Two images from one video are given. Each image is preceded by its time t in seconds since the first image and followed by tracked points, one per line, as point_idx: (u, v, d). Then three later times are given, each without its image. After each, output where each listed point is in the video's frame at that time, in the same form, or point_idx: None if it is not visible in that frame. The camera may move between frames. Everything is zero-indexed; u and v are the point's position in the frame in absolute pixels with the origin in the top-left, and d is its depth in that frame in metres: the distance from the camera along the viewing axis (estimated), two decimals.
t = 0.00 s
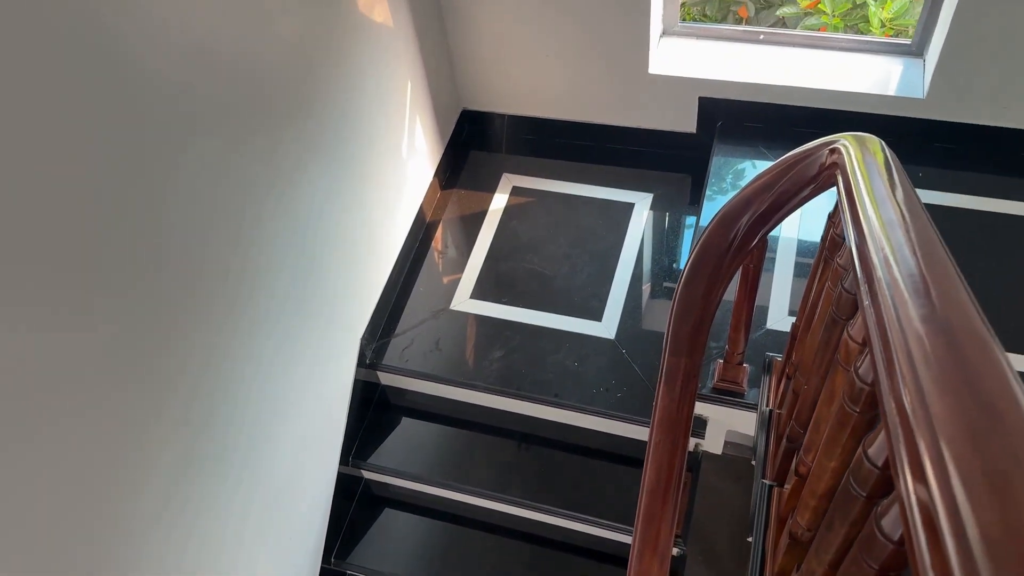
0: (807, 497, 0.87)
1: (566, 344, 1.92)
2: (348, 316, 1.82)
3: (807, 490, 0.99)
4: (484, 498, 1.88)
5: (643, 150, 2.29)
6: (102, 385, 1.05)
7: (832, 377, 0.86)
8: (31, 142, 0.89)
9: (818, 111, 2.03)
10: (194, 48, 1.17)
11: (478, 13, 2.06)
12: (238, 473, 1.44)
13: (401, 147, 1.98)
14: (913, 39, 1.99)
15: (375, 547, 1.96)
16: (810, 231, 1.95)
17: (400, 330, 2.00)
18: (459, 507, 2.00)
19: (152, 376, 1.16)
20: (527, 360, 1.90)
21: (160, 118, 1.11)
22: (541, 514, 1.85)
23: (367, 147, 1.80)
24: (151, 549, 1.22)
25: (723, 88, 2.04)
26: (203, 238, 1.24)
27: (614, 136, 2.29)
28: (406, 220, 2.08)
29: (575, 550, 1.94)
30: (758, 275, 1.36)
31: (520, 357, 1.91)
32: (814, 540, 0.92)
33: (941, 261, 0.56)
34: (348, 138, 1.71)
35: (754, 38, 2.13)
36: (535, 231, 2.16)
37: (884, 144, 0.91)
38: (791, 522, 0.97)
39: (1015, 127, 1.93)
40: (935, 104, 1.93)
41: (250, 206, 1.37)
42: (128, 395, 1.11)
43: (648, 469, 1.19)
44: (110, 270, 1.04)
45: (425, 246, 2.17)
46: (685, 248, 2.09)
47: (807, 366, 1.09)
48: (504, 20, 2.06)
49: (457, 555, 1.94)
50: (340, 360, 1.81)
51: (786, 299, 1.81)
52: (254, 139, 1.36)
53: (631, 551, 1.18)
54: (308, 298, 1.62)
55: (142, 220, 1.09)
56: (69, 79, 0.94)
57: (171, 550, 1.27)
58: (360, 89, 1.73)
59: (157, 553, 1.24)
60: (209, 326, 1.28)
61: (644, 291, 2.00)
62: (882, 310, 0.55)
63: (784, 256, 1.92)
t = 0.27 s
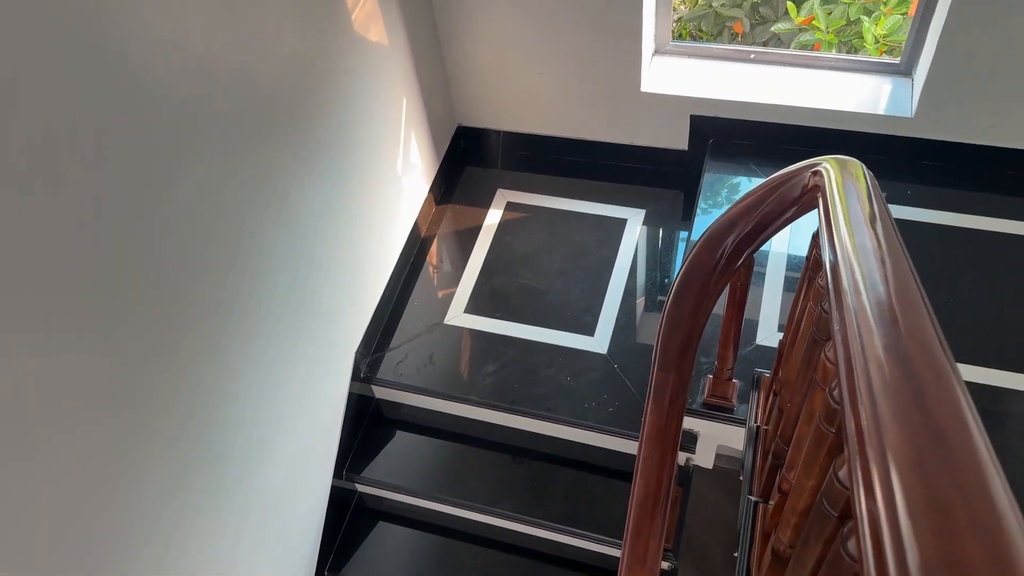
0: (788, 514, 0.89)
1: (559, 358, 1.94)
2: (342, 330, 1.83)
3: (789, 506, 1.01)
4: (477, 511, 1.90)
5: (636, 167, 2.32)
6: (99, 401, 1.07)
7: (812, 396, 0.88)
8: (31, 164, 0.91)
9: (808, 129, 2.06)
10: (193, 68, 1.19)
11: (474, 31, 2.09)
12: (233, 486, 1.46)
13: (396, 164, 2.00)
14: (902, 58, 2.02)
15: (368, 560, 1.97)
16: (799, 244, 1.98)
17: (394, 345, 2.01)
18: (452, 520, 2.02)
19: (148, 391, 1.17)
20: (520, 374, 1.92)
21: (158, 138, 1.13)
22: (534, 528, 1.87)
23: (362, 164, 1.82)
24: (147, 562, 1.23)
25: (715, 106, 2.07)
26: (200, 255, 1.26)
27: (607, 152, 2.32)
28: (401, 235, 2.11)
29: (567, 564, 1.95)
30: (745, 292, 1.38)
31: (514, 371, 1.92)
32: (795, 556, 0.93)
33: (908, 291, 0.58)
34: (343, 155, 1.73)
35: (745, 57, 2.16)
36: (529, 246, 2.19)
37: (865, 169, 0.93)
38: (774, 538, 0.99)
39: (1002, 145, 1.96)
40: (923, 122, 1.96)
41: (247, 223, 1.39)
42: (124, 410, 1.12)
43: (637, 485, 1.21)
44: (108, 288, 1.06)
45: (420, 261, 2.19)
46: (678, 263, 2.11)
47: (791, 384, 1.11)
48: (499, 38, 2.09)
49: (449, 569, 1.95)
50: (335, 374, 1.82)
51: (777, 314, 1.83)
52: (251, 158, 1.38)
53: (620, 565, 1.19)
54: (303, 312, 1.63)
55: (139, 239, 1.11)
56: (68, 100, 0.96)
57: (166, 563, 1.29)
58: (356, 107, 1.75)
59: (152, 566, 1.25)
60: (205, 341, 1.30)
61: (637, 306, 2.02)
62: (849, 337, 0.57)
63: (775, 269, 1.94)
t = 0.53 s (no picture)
0: (766, 526, 0.90)
1: (549, 371, 1.96)
2: (334, 343, 1.85)
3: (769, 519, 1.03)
4: (468, 524, 1.91)
5: (627, 181, 2.34)
6: (90, 416, 1.08)
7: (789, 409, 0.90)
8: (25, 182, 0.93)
9: (795, 144, 2.08)
10: (185, 87, 1.21)
11: (465, 47, 2.11)
12: (224, 499, 1.47)
13: (388, 179, 2.02)
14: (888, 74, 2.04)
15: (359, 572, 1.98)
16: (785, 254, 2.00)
17: (385, 358, 2.03)
18: (443, 532, 2.02)
19: (139, 405, 1.18)
20: (510, 387, 1.93)
21: (150, 156, 1.15)
22: (524, 540, 1.88)
23: (354, 179, 1.84)
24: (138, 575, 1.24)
25: (703, 122, 2.10)
26: (192, 270, 1.28)
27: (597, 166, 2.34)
28: (392, 249, 2.12)
29: None
30: (729, 307, 1.40)
31: (504, 384, 1.94)
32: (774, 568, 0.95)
33: (873, 308, 0.60)
34: (334, 171, 1.75)
35: (732, 73, 2.19)
36: (520, 259, 2.20)
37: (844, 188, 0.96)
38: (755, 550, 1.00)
39: (985, 160, 1.99)
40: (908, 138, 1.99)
41: (239, 238, 1.40)
42: (115, 424, 1.14)
43: (623, 498, 1.22)
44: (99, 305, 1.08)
45: (411, 274, 2.20)
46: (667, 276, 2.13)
47: (772, 398, 1.13)
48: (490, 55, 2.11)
49: None
50: (326, 387, 1.84)
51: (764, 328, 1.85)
52: (242, 174, 1.40)
53: None
54: (294, 326, 1.65)
55: (131, 255, 1.13)
56: (60, 119, 0.98)
57: None
58: (347, 123, 1.77)
59: None
60: (197, 355, 1.31)
61: (627, 319, 2.04)
62: (813, 351, 0.58)
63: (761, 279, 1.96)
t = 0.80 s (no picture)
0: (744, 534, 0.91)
1: (536, 381, 1.97)
2: (322, 355, 1.85)
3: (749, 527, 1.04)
4: (457, 534, 1.91)
5: (614, 192, 2.36)
6: (78, 428, 1.09)
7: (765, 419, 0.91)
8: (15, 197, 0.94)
9: (780, 156, 2.11)
10: (172, 101, 1.22)
11: (454, 61, 2.13)
12: (211, 510, 1.47)
13: (376, 191, 2.04)
14: (870, 86, 2.07)
15: None
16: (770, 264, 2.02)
17: (374, 369, 2.04)
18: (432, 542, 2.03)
19: (126, 417, 1.19)
20: (498, 397, 1.94)
21: (138, 170, 1.16)
22: (513, 550, 1.88)
23: (342, 191, 1.85)
24: None
25: (689, 133, 2.12)
26: (179, 282, 1.28)
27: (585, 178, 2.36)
28: (381, 260, 2.14)
29: None
30: (712, 317, 1.41)
31: (492, 395, 1.95)
32: None
33: (839, 320, 0.61)
34: (322, 183, 1.76)
35: (717, 86, 2.21)
36: (509, 270, 2.22)
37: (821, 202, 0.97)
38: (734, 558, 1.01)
39: (967, 171, 2.01)
40: (891, 149, 2.01)
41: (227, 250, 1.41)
42: (103, 436, 1.14)
43: (607, 508, 1.22)
44: (87, 318, 1.09)
45: (400, 285, 2.22)
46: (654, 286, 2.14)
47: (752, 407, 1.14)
48: (479, 69, 2.13)
49: None
50: (314, 398, 1.84)
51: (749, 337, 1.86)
52: (230, 186, 1.41)
53: None
54: (282, 337, 1.66)
55: (119, 268, 1.14)
56: (49, 133, 0.99)
57: None
58: (335, 136, 1.79)
59: None
60: (184, 366, 1.32)
61: (614, 329, 2.05)
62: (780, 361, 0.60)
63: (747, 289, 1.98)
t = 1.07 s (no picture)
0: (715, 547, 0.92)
1: (520, 394, 1.98)
2: (304, 369, 1.86)
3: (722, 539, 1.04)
4: (442, 547, 1.92)
5: (597, 204, 2.38)
6: (57, 446, 1.10)
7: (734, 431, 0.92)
8: None
9: (760, 168, 2.13)
10: (151, 121, 1.23)
11: (437, 77, 2.15)
12: (193, 526, 1.47)
13: (359, 205, 2.05)
14: (847, 100, 2.10)
15: None
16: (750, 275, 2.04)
17: (358, 382, 2.04)
18: (417, 555, 2.03)
19: (107, 435, 1.20)
20: (481, 410, 1.95)
21: (116, 190, 1.17)
22: (497, 562, 1.89)
23: (324, 206, 1.87)
24: None
25: (670, 146, 2.14)
26: (160, 300, 1.29)
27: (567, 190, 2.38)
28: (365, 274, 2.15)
29: None
30: (689, 330, 1.42)
31: (475, 407, 1.96)
32: None
33: (796, 336, 0.63)
34: (303, 198, 1.77)
35: (696, 99, 2.24)
36: (493, 282, 2.23)
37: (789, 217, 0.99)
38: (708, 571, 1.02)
39: (943, 183, 2.04)
40: (868, 161, 2.04)
41: (207, 267, 1.42)
42: (83, 453, 1.15)
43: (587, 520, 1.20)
44: (65, 338, 1.09)
45: (384, 298, 2.23)
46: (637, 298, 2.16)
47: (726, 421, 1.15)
48: (461, 84, 2.15)
49: None
50: (296, 413, 1.84)
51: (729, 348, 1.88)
52: (210, 204, 1.42)
53: None
54: (264, 352, 1.66)
55: (97, 287, 1.15)
56: (25, 157, 1.00)
57: None
58: (316, 152, 1.80)
59: None
60: (164, 383, 1.33)
61: (597, 341, 2.07)
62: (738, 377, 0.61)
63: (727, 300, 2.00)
